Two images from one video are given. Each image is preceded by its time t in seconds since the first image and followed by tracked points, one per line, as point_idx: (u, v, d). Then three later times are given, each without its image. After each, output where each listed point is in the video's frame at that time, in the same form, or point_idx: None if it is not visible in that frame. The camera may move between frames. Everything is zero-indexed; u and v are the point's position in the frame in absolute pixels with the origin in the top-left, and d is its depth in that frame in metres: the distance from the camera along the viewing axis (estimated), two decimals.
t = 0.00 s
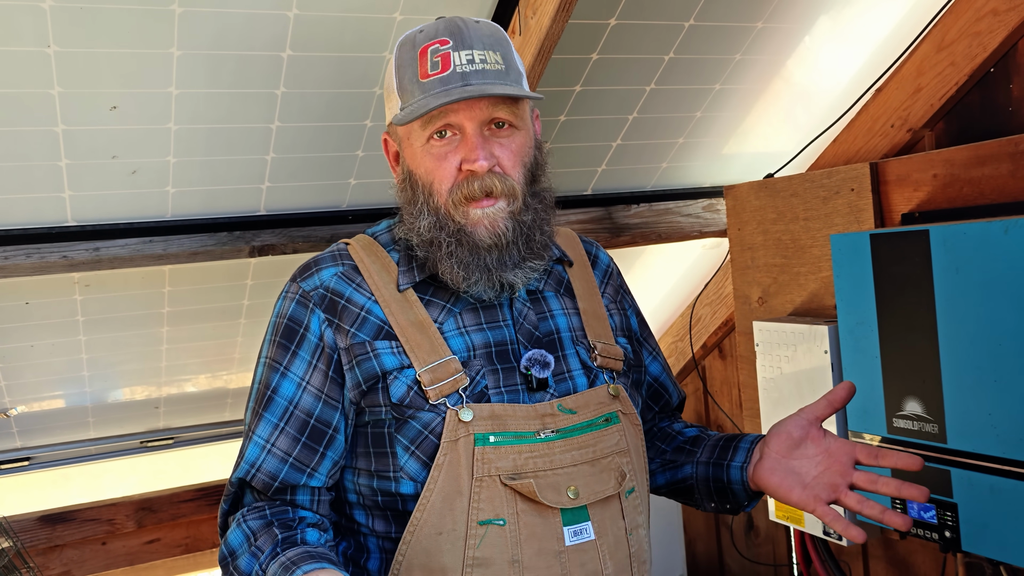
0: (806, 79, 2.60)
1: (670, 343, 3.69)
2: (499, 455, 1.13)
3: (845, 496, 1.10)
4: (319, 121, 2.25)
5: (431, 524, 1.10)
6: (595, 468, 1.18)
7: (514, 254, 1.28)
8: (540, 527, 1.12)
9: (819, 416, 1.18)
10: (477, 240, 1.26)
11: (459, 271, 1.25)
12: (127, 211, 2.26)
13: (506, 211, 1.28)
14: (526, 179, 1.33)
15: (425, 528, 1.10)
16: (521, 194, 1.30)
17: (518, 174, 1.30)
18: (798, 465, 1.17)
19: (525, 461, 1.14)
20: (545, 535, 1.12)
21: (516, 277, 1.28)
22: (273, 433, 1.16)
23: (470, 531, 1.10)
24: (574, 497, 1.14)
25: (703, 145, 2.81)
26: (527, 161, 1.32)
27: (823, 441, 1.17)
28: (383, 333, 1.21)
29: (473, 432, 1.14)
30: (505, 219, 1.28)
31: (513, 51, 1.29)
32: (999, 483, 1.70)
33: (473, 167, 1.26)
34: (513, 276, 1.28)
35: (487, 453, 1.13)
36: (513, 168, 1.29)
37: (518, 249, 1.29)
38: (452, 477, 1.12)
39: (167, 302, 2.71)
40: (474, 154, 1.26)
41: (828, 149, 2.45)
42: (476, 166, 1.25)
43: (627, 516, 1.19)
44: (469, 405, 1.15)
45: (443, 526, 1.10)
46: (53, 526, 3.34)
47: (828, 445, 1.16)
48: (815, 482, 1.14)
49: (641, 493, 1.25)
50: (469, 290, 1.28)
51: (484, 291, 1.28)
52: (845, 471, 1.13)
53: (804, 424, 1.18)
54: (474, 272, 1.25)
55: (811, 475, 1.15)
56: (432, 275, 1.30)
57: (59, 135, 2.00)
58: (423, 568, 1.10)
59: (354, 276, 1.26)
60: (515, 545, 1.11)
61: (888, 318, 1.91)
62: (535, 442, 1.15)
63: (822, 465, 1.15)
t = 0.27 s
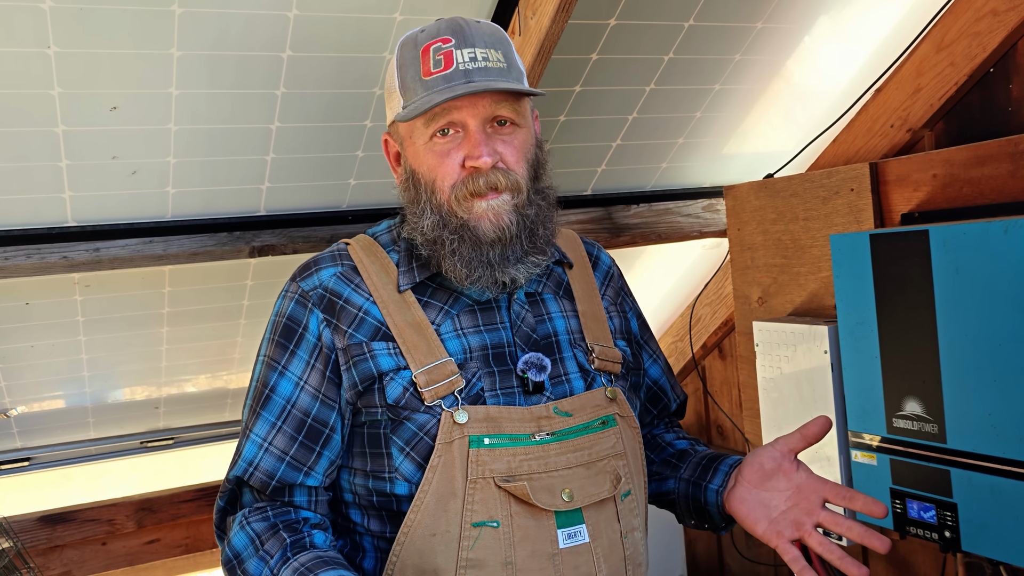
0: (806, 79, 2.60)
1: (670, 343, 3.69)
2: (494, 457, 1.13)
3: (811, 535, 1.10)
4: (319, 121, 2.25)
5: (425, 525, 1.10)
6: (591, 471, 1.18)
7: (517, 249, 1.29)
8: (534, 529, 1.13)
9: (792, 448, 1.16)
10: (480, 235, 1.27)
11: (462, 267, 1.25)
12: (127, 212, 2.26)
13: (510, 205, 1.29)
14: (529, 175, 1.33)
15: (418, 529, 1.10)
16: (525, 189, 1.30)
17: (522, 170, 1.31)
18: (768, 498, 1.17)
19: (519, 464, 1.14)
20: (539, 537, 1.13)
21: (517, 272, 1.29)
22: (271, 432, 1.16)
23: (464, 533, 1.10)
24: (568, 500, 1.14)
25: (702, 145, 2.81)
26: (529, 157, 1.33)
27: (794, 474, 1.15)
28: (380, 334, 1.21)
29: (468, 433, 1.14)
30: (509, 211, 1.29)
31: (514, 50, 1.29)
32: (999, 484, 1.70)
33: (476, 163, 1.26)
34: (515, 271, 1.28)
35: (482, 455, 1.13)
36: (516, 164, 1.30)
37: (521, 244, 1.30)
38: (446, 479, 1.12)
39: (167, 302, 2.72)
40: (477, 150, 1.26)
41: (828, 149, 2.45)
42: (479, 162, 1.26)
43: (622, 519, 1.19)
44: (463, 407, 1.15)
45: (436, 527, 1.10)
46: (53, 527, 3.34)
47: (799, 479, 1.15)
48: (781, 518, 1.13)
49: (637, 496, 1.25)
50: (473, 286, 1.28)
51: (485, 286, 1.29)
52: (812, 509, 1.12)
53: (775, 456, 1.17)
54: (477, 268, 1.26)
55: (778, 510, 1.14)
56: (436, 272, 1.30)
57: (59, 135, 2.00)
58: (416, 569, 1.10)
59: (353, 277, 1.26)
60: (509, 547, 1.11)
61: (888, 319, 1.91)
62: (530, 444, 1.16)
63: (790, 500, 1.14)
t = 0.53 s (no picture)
0: (806, 79, 2.60)
1: (671, 343, 3.69)
2: (488, 455, 1.14)
3: (813, 505, 1.11)
4: (319, 121, 2.26)
5: (418, 523, 1.11)
6: (585, 470, 1.18)
7: (516, 245, 1.30)
8: (528, 528, 1.13)
9: (788, 422, 1.17)
10: (479, 229, 1.28)
11: (459, 261, 1.26)
12: (127, 212, 2.26)
13: (511, 199, 1.30)
14: (531, 170, 1.34)
15: (412, 526, 1.11)
16: (526, 183, 1.31)
17: (524, 163, 1.32)
18: (770, 476, 1.18)
19: (513, 462, 1.14)
20: (532, 536, 1.13)
21: (515, 269, 1.29)
22: (268, 428, 1.16)
23: (457, 531, 1.10)
24: (562, 499, 1.15)
25: (703, 145, 2.81)
26: (532, 152, 1.34)
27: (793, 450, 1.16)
28: (375, 332, 1.21)
29: (461, 432, 1.14)
30: (509, 206, 1.30)
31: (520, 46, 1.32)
32: (999, 483, 1.71)
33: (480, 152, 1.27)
34: (513, 268, 1.29)
35: (475, 453, 1.13)
36: (519, 156, 1.31)
37: (519, 241, 1.31)
38: (438, 477, 1.12)
39: (167, 302, 2.72)
40: (481, 139, 1.27)
41: (828, 149, 2.45)
42: (483, 151, 1.27)
43: (617, 518, 1.20)
44: (458, 404, 1.16)
45: (429, 525, 1.11)
46: (53, 527, 3.34)
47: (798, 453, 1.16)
48: (784, 492, 1.15)
49: (633, 495, 1.25)
50: (469, 280, 1.29)
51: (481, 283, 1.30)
52: (813, 480, 1.13)
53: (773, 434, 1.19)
54: (474, 262, 1.27)
55: (782, 484, 1.16)
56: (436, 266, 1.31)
57: (60, 135, 2.00)
58: (409, 567, 1.11)
59: (349, 275, 1.25)
60: (501, 545, 1.11)
61: (888, 318, 1.91)
62: (524, 443, 1.16)
63: (791, 475, 1.16)
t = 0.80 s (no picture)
0: (807, 79, 2.61)
1: (671, 343, 3.69)
2: (486, 453, 1.14)
3: (797, 524, 1.10)
4: (321, 122, 2.26)
5: (416, 520, 1.11)
6: (583, 469, 1.19)
7: (524, 248, 1.30)
8: (526, 526, 1.13)
9: (779, 440, 1.18)
10: (488, 231, 1.29)
11: (467, 260, 1.27)
12: (129, 212, 2.26)
13: (520, 202, 1.32)
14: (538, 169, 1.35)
15: (409, 524, 1.11)
16: (534, 182, 1.32)
17: (534, 162, 1.33)
18: (757, 492, 1.18)
19: (511, 460, 1.14)
20: (531, 534, 1.13)
21: (523, 272, 1.30)
22: (263, 420, 1.16)
23: (455, 528, 1.10)
24: (560, 497, 1.15)
25: (703, 145, 2.81)
26: (540, 151, 1.35)
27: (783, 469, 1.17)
28: (377, 326, 1.21)
29: (461, 429, 1.14)
30: (519, 212, 1.31)
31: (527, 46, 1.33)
32: (999, 482, 1.71)
33: (490, 150, 1.28)
34: (521, 271, 1.30)
35: (474, 451, 1.14)
36: (529, 155, 1.32)
37: (528, 244, 1.32)
38: (437, 474, 1.12)
39: (168, 303, 2.72)
40: (492, 137, 1.28)
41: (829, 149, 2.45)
42: (493, 149, 1.27)
43: (615, 517, 1.20)
44: (458, 402, 1.16)
45: (427, 522, 1.10)
46: (54, 527, 3.35)
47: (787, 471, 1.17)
48: (769, 510, 1.15)
49: (631, 494, 1.25)
50: (476, 281, 1.30)
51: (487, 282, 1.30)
52: (799, 500, 1.13)
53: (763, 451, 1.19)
54: (482, 262, 1.27)
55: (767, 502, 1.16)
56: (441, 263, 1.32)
57: (61, 136, 2.00)
58: (406, 566, 1.10)
59: (352, 269, 1.26)
60: (500, 543, 1.11)
61: (889, 317, 1.91)
62: (523, 441, 1.16)
63: (777, 493, 1.16)
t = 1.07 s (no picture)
0: (806, 79, 2.61)
1: (671, 343, 3.70)
2: (486, 453, 1.14)
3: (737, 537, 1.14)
4: (321, 121, 2.26)
5: (416, 520, 1.12)
6: (582, 469, 1.19)
7: (525, 236, 1.31)
8: (525, 525, 1.13)
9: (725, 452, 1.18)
10: (493, 218, 1.29)
11: (471, 250, 1.27)
12: (129, 212, 2.26)
13: (523, 192, 1.32)
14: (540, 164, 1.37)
15: (409, 524, 1.12)
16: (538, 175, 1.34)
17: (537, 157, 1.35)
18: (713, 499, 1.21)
19: (511, 460, 1.15)
20: (530, 533, 1.13)
21: (524, 259, 1.30)
22: (270, 426, 1.16)
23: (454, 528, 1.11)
24: (559, 497, 1.15)
25: (702, 145, 2.82)
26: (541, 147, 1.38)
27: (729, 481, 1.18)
28: (375, 329, 1.21)
29: (461, 429, 1.14)
30: (522, 199, 1.32)
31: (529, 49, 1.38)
32: (999, 481, 1.71)
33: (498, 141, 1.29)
34: (522, 259, 1.30)
35: (474, 451, 1.14)
36: (533, 150, 1.34)
37: (529, 232, 1.33)
38: (436, 475, 1.13)
39: (168, 303, 2.72)
40: (500, 129, 1.30)
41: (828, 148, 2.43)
42: (503, 140, 1.29)
43: (614, 517, 1.20)
44: (456, 402, 1.16)
45: (427, 522, 1.12)
46: (54, 527, 3.35)
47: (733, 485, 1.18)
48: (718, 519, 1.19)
49: (630, 494, 1.26)
50: (479, 269, 1.30)
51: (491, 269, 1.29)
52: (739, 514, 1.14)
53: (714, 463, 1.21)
54: (486, 251, 1.28)
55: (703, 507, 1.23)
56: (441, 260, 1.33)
57: (61, 135, 2.00)
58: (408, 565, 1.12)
59: (348, 273, 1.26)
60: (499, 543, 1.11)
61: (888, 317, 1.92)
62: (522, 441, 1.16)
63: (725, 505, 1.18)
